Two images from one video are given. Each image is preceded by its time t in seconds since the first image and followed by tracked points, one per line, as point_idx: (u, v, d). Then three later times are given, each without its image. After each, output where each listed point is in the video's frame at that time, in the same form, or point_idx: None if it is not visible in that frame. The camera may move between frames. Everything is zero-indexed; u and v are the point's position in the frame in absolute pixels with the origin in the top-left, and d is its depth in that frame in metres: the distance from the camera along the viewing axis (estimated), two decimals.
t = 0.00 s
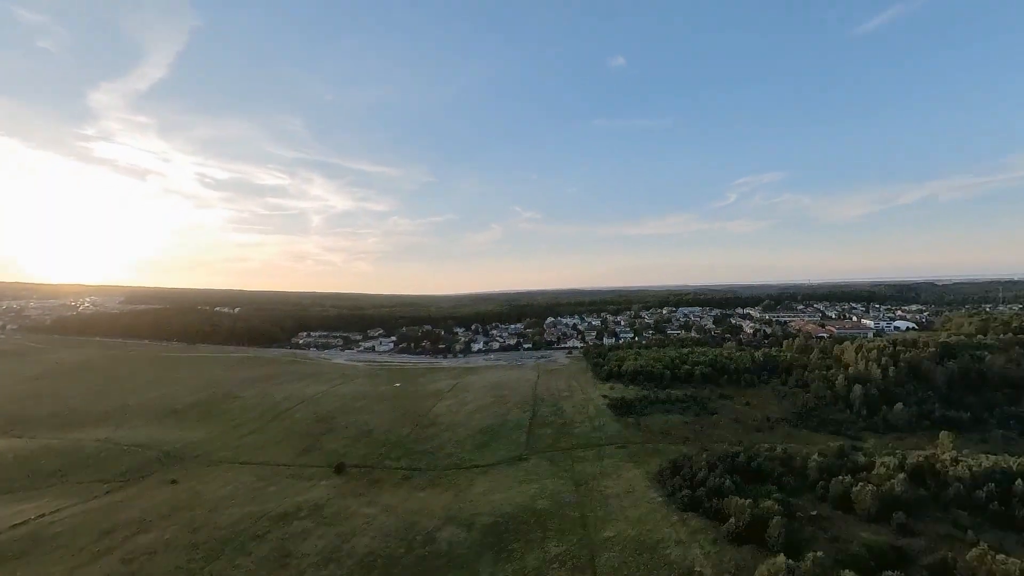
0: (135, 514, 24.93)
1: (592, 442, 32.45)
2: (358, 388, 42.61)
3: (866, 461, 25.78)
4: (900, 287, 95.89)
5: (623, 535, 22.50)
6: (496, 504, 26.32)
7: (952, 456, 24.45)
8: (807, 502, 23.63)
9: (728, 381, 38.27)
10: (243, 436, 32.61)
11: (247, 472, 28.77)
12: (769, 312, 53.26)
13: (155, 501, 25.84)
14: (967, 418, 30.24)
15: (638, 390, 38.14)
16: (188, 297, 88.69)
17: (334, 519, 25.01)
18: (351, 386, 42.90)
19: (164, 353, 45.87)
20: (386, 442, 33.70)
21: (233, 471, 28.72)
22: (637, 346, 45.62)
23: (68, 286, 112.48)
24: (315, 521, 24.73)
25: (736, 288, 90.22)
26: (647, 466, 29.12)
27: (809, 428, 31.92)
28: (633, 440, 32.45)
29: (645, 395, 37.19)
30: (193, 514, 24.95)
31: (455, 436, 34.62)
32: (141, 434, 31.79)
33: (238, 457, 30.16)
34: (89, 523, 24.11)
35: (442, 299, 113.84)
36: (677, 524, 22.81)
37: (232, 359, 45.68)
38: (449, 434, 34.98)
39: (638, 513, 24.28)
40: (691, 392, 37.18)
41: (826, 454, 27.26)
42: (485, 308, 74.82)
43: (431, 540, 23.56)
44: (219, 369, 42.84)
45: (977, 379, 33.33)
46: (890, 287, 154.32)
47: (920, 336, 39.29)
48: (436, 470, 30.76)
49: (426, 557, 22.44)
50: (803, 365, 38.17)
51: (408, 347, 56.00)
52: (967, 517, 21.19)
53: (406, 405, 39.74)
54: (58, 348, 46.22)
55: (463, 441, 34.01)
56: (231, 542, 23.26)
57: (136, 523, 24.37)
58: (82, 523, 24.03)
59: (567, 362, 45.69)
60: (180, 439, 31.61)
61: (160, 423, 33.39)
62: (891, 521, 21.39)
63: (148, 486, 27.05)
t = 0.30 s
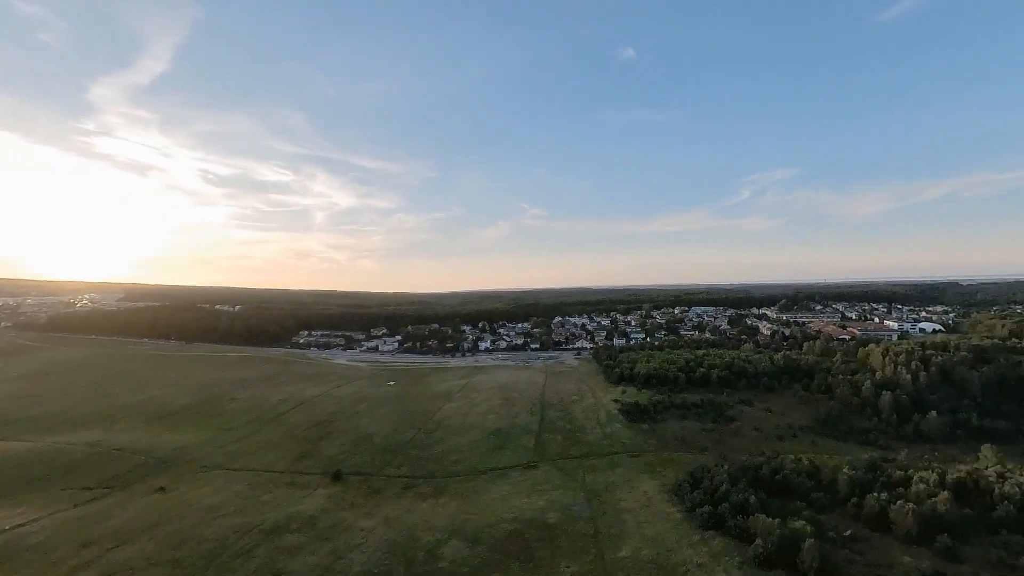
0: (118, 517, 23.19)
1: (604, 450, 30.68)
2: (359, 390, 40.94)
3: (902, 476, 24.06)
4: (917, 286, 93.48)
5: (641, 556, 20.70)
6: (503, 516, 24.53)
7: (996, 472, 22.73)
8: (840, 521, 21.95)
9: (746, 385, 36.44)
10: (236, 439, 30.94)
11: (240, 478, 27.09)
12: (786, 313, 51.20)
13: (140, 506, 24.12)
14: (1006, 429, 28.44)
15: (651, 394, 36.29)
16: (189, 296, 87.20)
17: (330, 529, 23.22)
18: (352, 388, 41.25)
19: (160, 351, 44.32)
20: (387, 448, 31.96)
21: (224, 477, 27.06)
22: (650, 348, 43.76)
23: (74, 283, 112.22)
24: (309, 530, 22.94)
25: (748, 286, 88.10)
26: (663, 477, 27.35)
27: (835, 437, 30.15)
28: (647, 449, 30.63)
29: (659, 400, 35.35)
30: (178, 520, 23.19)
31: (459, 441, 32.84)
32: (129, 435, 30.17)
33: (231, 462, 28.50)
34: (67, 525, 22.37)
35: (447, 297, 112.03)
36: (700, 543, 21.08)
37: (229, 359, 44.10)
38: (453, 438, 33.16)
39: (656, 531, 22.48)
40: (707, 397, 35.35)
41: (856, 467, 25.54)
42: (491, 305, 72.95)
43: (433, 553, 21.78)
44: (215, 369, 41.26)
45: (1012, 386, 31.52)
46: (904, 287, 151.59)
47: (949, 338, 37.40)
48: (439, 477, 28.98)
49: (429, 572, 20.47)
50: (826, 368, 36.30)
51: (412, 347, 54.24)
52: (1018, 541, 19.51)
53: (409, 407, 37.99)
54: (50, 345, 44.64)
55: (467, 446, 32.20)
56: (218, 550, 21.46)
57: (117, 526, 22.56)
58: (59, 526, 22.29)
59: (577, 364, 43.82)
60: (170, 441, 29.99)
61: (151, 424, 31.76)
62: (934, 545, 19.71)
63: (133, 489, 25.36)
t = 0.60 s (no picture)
0: (93, 535, 21.46)
1: (618, 456, 28.84)
2: (358, 392, 39.14)
3: (944, 486, 22.28)
4: (937, 281, 91.01)
5: None
6: (511, 527, 22.67)
7: None
8: (880, 538, 20.17)
9: (767, 386, 34.59)
10: (227, 448, 29.22)
11: (229, 491, 25.37)
12: (805, 309, 49.16)
13: (119, 522, 22.37)
14: None
15: (667, 395, 34.37)
16: (187, 297, 85.61)
17: (323, 548, 21.42)
18: (351, 391, 39.47)
19: (151, 354, 42.65)
20: (388, 454, 30.13)
21: (211, 490, 25.29)
22: (663, 346, 41.87)
23: (70, 285, 110.21)
24: (301, 550, 21.14)
25: (762, 281, 85.86)
26: (683, 486, 25.52)
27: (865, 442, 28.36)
28: (665, 454, 28.75)
29: (676, 401, 33.49)
30: (159, 538, 21.46)
31: (465, 444, 30.96)
32: (113, 445, 28.47)
33: (220, 473, 26.77)
34: (37, 545, 20.67)
35: (452, 294, 110.06)
36: (728, 562, 19.28)
37: (223, 362, 42.45)
38: (458, 441, 31.30)
39: (678, 547, 20.64)
40: (727, 398, 33.50)
41: (892, 477, 23.76)
42: (496, 301, 71.01)
43: (436, 572, 19.94)
44: (207, 373, 39.58)
45: None
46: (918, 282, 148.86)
47: (981, 335, 35.53)
48: (443, 483, 27.12)
49: None
50: (852, 368, 34.45)
51: (414, 346, 52.41)
52: None
53: (411, 409, 36.12)
54: (38, 350, 42.90)
55: (473, 449, 30.29)
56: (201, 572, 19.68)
57: (93, 546, 20.79)
58: (29, 546, 20.55)
59: (587, 363, 41.88)
60: (156, 451, 28.30)
61: (137, 433, 30.06)
62: (989, 567, 17.97)
63: (113, 505, 23.66)
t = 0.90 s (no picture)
0: (65, 561, 19.77)
1: (632, 468, 27.11)
2: (357, 397, 37.46)
3: (990, 504, 20.60)
4: (952, 278, 88.74)
5: None
6: (521, 547, 20.90)
7: None
8: (925, 562, 18.51)
9: (788, 390, 32.87)
10: (216, 461, 27.57)
11: (216, 509, 23.69)
12: (822, 308, 47.34)
13: (95, 546, 20.70)
14: None
15: (681, 400, 32.65)
16: (184, 297, 83.94)
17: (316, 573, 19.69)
18: (349, 396, 37.80)
19: (140, 360, 40.96)
20: (387, 464, 28.38)
21: (197, 509, 23.58)
22: (676, 347, 40.11)
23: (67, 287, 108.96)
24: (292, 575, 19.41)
25: (771, 277, 84.06)
26: (703, 501, 23.80)
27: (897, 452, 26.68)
28: (682, 465, 27.06)
29: (692, 407, 31.77)
30: (138, 566, 19.75)
31: (469, 453, 29.23)
32: (95, 459, 26.80)
33: (208, 489, 25.12)
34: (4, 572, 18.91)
35: (455, 291, 108.23)
36: None
37: (216, 368, 40.75)
38: (462, 450, 29.53)
39: (704, 571, 18.88)
40: (746, 404, 31.77)
41: (932, 494, 22.08)
42: (500, 299, 69.18)
43: None
44: (199, 379, 37.93)
45: None
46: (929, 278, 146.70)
47: (1014, 335, 33.83)
48: (447, 496, 25.37)
49: None
50: (877, 371, 32.73)
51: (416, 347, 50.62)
52: None
53: (412, 415, 34.40)
54: (23, 355, 41.17)
55: (478, 458, 28.58)
56: None
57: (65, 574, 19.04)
58: None
59: (596, 365, 40.08)
60: (140, 465, 26.62)
61: (121, 446, 28.37)
62: None
63: (90, 527, 22.00)
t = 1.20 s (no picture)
0: (36, 574, 18.12)
1: (643, 481, 25.69)
2: (353, 397, 35.84)
3: None
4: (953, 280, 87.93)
5: None
6: (529, 571, 19.41)
7: None
8: None
9: (803, 398, 31.53)
10: (203, 464, 25.93)
11: (202, 518, 22.07)
12: (832, 310, 45.97)
13: (69, 557, 19.05)
14: None
15: (693, 407, 31.22)
16: (175, 290, 81.96)
17: None
18: (344, 395, 36.20)
19: (126, 355, 39.23)
20: (386, 468, 26.80)
21: (183, 517, 21.96)
22: (684, 349, 38.70)
23: (52, 279, 106.49)
24: None
25: (771, 277, 82.83)
26: (722, 518, 22.40)
27: (923, 465, 25.38)
28: (696, 479, 25.64)
29: (704, 414, 30.37)
30: None
31: (471, 461, 27.68)
32: (74, 463, 25.13)
33: (194, 495, 23.48)
34: None
35: (451, 288, 106.52)
36: None
37: (205, 364, 39.04)
38: (463, 458, 28.00)
39: None
40: (760, 412, 30.40)
41: (967, 513, 20.78)
42: (499, 297, 67.60)
43: None
44: (186, 376, 36.24)
45: None
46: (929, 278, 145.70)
47: None
48: (449, 509, 23.83)
49: None
50: (896, 377, 31.43)
51: (413, 346, 49.04)
52: None
53: (411, 415, 32.79)
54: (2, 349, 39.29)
55: (481, 468, 27.02)
56: None
57: None
58: None
59: (601, 368, 38.63)
60: (122, 469, 24.95)
61: (102, 448, 26.69)
62: None
63: (66, 536, 20.34)
